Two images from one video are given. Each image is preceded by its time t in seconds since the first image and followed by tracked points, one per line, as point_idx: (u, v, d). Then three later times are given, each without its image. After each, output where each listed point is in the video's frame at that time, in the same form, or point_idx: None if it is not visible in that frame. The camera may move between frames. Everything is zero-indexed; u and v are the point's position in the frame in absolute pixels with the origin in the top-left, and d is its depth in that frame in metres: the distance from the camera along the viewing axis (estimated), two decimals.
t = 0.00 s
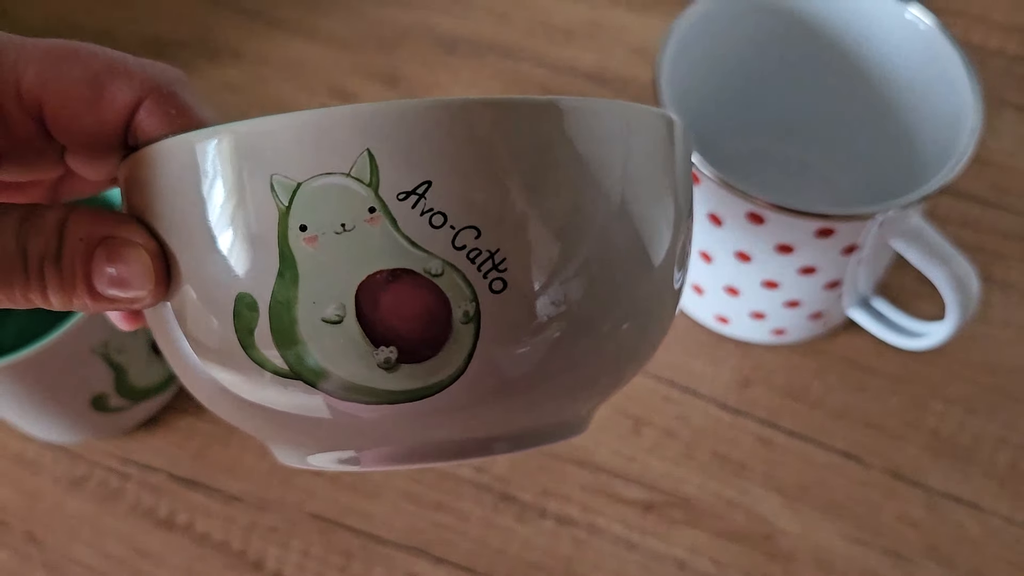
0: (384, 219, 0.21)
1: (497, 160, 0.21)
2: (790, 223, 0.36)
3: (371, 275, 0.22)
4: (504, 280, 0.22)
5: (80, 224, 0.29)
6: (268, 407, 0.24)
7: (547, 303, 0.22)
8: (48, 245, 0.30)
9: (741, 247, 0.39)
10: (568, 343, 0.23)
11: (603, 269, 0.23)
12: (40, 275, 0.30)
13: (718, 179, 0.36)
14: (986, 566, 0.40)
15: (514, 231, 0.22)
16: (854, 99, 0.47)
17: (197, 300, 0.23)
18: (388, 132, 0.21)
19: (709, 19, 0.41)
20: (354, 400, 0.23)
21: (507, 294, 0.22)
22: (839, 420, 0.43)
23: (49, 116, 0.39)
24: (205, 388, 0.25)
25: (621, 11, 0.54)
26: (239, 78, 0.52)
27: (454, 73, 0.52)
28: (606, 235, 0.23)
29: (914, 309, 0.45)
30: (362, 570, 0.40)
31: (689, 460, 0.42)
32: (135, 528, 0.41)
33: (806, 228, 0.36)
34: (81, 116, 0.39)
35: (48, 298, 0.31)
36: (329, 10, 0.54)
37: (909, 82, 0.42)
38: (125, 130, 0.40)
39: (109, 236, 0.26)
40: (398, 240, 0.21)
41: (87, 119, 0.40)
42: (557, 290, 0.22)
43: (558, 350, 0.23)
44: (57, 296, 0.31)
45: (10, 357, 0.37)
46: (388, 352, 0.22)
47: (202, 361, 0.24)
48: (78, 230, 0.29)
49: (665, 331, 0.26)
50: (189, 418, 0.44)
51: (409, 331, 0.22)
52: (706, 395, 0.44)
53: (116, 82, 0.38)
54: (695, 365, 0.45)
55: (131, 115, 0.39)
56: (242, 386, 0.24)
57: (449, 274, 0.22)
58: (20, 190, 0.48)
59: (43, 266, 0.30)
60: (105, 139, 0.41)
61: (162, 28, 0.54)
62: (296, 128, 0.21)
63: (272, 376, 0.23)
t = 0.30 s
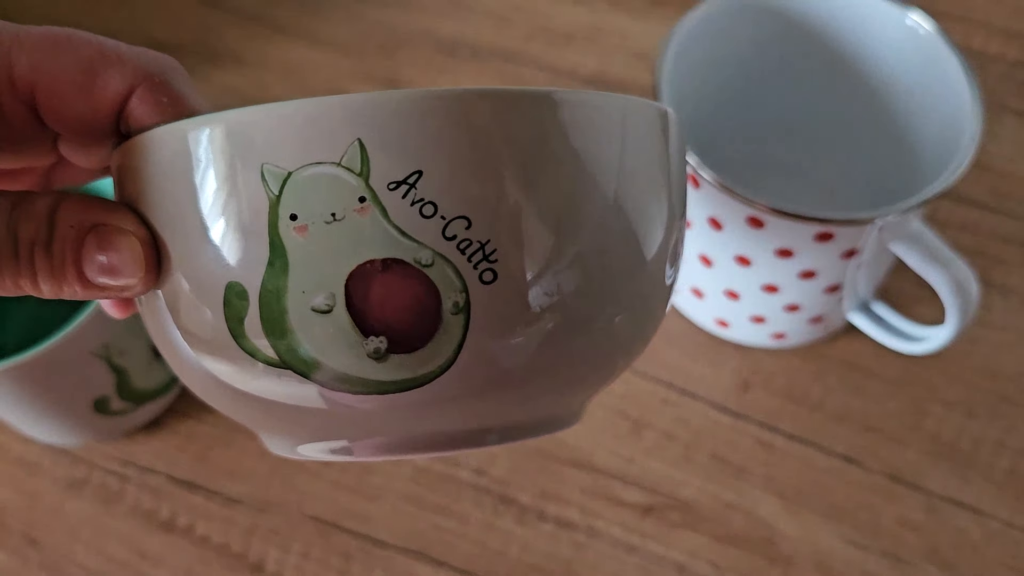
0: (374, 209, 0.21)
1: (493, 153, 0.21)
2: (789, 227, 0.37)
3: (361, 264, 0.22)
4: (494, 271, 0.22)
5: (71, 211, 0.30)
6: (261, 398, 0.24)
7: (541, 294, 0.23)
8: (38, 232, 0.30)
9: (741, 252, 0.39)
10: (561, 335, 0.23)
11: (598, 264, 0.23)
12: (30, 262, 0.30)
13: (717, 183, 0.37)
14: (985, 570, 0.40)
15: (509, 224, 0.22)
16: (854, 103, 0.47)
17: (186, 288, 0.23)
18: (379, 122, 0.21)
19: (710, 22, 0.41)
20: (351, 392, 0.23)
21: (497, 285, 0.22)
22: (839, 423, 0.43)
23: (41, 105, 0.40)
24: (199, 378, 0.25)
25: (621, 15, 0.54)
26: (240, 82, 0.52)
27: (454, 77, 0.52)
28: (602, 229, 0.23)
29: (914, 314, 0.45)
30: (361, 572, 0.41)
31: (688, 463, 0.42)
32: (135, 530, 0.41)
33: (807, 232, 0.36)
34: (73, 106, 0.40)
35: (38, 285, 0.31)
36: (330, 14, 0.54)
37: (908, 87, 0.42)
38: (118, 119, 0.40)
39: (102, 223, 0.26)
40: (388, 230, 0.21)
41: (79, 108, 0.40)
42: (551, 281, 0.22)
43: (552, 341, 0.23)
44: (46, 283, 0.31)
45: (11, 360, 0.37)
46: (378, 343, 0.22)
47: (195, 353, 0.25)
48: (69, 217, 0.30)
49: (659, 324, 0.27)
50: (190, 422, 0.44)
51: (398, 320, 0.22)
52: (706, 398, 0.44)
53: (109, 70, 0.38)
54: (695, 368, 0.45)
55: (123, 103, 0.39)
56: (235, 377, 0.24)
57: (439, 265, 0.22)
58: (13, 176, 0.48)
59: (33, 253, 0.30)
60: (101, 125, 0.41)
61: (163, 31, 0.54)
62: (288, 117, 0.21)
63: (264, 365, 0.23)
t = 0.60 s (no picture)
0: (351, 215, 0.21)
1: (488, 153, 0.21)
2: (792, 231, 0.37)
3: (339, 271, 0.22)
4: (475, 277, 0.22)
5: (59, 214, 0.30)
6: (254, 400, 0.24)
7: (538, 294, 0.23)
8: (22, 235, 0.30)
9: (744, 255, 0.39)
10: (559, 334, 0.23)
11: (597, 261, 0.23)
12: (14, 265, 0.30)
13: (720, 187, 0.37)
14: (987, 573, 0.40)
15: (507, 226, 0.22)
16: (856, 106, 0.47)
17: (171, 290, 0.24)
18: (363, 125, 0.21)
19: (713, 25, 0.41)
20: (346, 397, 0.23)
21: (479, 291, 0.22)
22: (842, 427, 0.43)
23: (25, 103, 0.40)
24: (194, 382, 0.26)
25: (624, 20, 0.54)
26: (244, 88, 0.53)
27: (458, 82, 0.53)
28: (598, 228, 0.23)
29: (916, 317, 0.45)
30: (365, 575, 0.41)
31: (690, 467, 0.42)
32: (140, 534, 0.41)
33: (809, 235, 0.37)
34: (58, 104, 0.40)
35: (22, 288, 0.31)
36: (333, 19, 0.55)
37: (910, 91, 0.43)
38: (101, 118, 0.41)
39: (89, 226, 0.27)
40: (366, 236, 0.21)
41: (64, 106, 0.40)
42: (547, 280, 0.23)
43: (550, 340, 0.23)
44: (30, 287, 0.31)
45: (12, 364, 0.38)
46: (358, 349, 0.22)
47: (187, 355, 0.25)
48: (55, 220, 0.30)
49: (657, 325, 0.27)
50: (193, 425, 0.44)
51: (376, 326, 0.22)
52: (708, 402, 0.44)
53: (94, 71, 0.39)
54: (697, 372, 0.45)
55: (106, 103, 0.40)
56: (226, 381, 0.24)
57: (418, 271, 0.22)
58: (2, 177, 0.48)
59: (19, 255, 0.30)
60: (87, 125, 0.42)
61: (167, 36, 0.54)
62: (270, 121, 0.21)
63: (250, 373, 0.24)
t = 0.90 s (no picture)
0: (314, 228, 0.21)
1: (483, 158, 0.21)
2: (799, 229, 0.37)
3: (302, 287, 0.21)
4: (446, 293, 0.21)
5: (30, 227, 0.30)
6: (242, 423, 0.24)
7: (538, 309, 0.22)
8: None
9: (749, 254, 0.39)
10: (561, 349, 0.23)
11: (597, 267, 0.23)
12: None
13: (726, 186, 0.37)
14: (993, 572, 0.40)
15: (507, 233, 0.21)
16: (860, 106, 0.47)
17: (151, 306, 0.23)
18: (355, 127, 0.20)
19: (718, 25, 0.41)
20: (335, 420, 0.23)
21: (451, 308, 0.22)
22: (847, 426, 0.43)
23: None
24: (177, 404, 0.25)
25: (628, 20, 0.54)
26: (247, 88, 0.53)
27: (462, 83, 0.53)
28: (595, 236, 0.22)
29: (922, 317, 0.45)
30: None
31: (696, 466, 0.42)
32: (144, 535, 0.41)
33: (816, 233, 0.36)
34: (32, 116, 0.40)
35: None
36: (337, 19, 0.54)
37: (915, 90, 0.43)
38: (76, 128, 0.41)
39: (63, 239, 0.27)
40: (331, 251, 0.21)
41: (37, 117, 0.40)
42: (547, 294, 0.22)
43: (550, 358, 0.23)
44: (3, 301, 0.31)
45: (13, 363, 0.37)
46: (325, 369, 0.22)
47: (168, 374, 0.24)
48: (28, 234, 0.30)
49: (664, 333, 0.26)
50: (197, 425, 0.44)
51: (343, 346, 0.22)
52: (713, 402, 0.44)
53: (65, 83, 0.39)
54: (703, 372, 0.45)
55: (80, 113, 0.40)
56: (205, 400, 0.24)
57: (384, 287, 0.21)
58: None
59: None
60: (60, 135, 0.42)
61: (170, 35, 0.54)
62: (240, 132, 0.21)
63: (221, 392, 0.23)
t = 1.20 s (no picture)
0: (318, 243, 0.21)
1: (488, 169, 0.21)
2: (801, 231, 0.37)
3: (305, 302, 0.21)
4: (450, 306, 0.22)
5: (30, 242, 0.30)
6: (242, 437, 0.24)
7: (539, 320, 0.22)
8: None
9: (751, 257, 0.39)
10: (564, 360, 0.23)
11: (598, 271, 0.23)
12: None
13: (728, 190, 0.37)
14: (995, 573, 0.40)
15: (509, 245, 0.21)
16: (860, 108, 0.47)
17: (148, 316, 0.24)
18: (358, 143, 0.21)
19: (721, 27, 0.41)
20: (337, 434, 0.23)
21: (455, 321, 0.22)
22: (849, 428, 0.43)
23: None
24: (176, 417, 0.25)
25: (630, 22, 0.54)
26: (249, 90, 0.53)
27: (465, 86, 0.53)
28: (601, 245, 0.23)
29: (923, 318, 0.45)
30: None
31: (698, 468, 0.43)
32: (148, 538, 0.41)
33: (817, 236, 0.37)
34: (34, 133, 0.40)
35: None
36: (339, 22, 0.54)
37: (915, 92, 0.43)
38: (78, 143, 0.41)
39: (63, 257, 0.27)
40: (336, 267, 0.21)
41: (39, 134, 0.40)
42: (548, 306, 0.22)
43: (553, 370, 0.23)
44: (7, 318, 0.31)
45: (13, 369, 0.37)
46: (329, 384, 0.22)
47: (169, 388, 0.24)
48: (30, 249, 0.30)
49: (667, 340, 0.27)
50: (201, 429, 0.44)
51: (345, 360, 0.22)
52: (715, 403, 0.44)
53: (66, 98, 0.39)
54: (705, 373, 0.45)
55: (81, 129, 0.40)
56: (206, 413, 0.24)
57: (389, 301, 0.21)
58: None
59: None
60: (60, 150, 0.42)
61: (173, 38, 0.54)
62: (244, 148, 0.21)
63: (224, 406, 0.24)
